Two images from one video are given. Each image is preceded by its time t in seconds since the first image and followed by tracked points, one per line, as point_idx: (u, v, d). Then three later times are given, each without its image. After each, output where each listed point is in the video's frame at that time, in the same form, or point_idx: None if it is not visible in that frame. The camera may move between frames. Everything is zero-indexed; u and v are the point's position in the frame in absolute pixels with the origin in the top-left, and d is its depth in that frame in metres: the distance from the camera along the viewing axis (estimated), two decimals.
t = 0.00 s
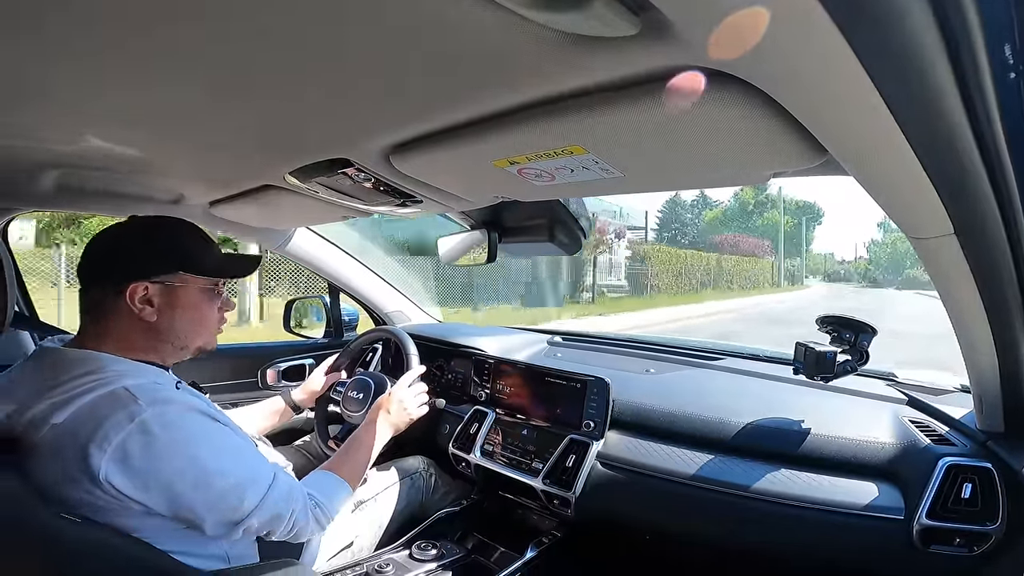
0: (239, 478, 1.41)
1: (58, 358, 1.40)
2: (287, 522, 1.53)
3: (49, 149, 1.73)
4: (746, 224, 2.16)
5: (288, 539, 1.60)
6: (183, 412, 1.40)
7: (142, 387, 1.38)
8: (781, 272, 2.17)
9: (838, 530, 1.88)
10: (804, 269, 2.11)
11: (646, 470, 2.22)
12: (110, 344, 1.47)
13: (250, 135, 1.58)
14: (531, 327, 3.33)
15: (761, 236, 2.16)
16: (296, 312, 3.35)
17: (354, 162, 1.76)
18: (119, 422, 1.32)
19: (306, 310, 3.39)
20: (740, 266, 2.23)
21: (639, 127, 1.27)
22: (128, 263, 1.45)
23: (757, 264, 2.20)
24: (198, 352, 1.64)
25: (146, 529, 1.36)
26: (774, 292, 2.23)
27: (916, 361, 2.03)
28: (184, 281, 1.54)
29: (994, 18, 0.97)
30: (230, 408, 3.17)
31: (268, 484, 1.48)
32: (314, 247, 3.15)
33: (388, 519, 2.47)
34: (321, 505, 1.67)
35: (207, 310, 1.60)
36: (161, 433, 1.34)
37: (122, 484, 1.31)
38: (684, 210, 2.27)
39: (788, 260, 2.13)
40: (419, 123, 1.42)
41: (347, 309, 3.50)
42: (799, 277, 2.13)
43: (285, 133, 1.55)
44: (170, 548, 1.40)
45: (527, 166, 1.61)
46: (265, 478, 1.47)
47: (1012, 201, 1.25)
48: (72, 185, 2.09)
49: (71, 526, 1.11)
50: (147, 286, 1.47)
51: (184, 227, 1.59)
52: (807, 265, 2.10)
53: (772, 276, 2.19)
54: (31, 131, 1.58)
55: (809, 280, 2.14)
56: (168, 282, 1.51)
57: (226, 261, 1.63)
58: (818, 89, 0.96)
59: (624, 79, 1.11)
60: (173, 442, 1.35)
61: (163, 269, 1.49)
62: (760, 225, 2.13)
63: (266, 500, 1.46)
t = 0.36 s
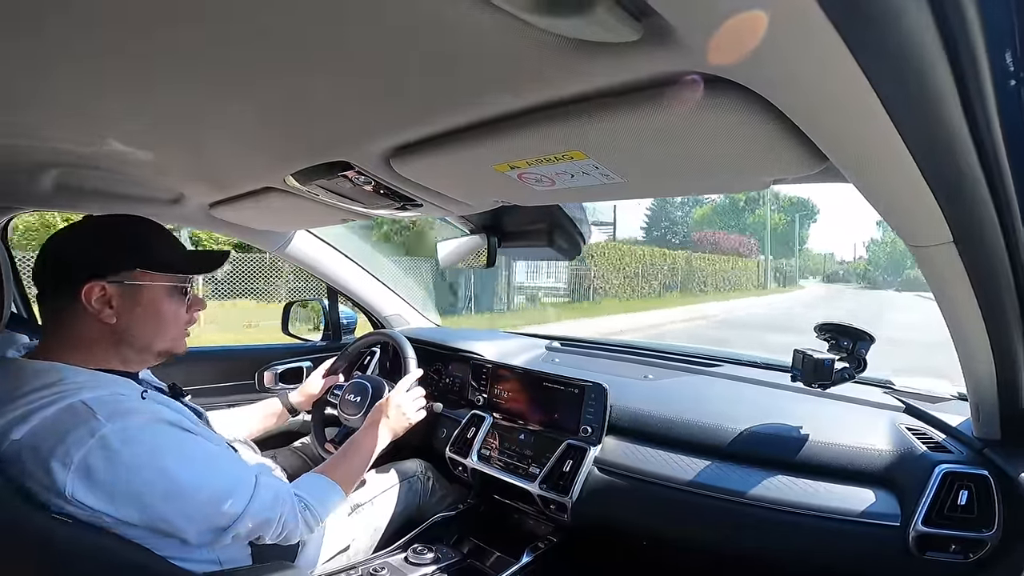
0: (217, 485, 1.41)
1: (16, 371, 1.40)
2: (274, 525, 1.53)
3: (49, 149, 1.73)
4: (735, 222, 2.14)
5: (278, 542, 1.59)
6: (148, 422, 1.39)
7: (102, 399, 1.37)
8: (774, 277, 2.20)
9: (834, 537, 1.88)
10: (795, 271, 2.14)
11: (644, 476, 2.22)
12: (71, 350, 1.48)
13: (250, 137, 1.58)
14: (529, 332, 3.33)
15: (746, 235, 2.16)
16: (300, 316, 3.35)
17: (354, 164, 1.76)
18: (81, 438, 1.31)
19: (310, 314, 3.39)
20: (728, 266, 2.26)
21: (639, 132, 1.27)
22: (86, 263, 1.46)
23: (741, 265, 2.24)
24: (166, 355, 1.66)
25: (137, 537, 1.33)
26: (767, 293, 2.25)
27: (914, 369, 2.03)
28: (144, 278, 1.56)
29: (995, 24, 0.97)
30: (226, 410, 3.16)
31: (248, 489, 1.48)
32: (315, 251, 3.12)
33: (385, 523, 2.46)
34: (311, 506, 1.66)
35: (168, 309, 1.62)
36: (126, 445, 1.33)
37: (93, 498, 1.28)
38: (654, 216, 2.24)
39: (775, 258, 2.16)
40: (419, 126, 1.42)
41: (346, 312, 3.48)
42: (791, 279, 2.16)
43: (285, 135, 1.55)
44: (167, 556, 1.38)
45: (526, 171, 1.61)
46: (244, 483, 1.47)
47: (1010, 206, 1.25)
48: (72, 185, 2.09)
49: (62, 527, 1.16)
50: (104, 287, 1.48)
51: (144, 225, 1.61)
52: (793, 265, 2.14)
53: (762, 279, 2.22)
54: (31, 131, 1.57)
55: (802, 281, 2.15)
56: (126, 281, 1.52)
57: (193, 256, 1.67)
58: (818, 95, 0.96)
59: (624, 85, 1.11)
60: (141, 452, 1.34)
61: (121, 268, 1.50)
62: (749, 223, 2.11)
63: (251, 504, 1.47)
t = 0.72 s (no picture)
0: (216, 482, 1.39)
1: (23, 363, 1.43)
2: (276, 522, 1.51)
3: (50, 146, 1.73)
4: (725, 221, 2.16)
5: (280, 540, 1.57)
6: (153, 416, 1.39)
7: (109, 393, 1.37)
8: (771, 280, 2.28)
9: (832, 537, 1.88)
10: (787, 272, 2.21)
11: (643, 476, 2.22)
12: (82, 348, 1.48)
13: (251, 134, 1.57)
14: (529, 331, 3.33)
15: (729, 232, 2.18)
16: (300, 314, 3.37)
17: (355, 163, 1.76)
18: (86, 431, 1.31)
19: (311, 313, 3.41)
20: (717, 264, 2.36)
21: (640, 132, 1.27)
22: (91, 258, 1.46)
23: (723, 265, 2.36)
24: (175, 349, 1.66)
25: (139, 533, 1.32)
26: (760, 295, 2.33)
27: (913, 370, 2.03)
28: (150, 272, 1.55)
29: (999, 26, 0.97)
30: (226, 408, 3.16)
31: (248, 487, 1.45)
32: (314, 247, 3.14)
33: (384, 520, 2.46)
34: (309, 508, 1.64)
35: (177, 302, 1.62)
36: (130, 438, 1.33)
37: (97, 492, 1.28)
38: (640, 218, 2.32)
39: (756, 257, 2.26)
40: (421, 125, 1.42)
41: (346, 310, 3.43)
42: (785, 277, 2.23)
43: (287, 133, 1.55)
44: (164, 552, 1.36)
45: (527, 170, 1.61)
46: (244, 480, 1.45)
47: (1011, 206, 1.25)
48: (73, 182, 2.09)
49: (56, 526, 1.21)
50: (115, 281, 1.48)
51: (145, 222, 1.61)
52: (784, 265, 2.22)
53: (752, 279, 2.33)
54: (32, 127, 1.57)
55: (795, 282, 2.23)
56: (135, 275, 1.52)
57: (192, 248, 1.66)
58: (820, 95, 0.96)
59: (626, 84, 1.11)
60: (144, 446, 1.33)
61: (127, 263, 1.50)
62: (740, 222, 2.11)
63: (252, 500, 1.44)
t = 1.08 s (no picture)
0: (197, 481, 1.37)
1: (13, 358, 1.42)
2: (259, 523, 1.47)
3: (49, 141, 1.73)
4: (716, 217, 2.22)
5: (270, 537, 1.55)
6: (139, 411, 1.37)
7: (95, 387, 1.35)
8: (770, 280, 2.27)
9: (828, 538, 1.88)
10: (789, 271, 2.20)
11: (640, 475, 2.22)
12: (86, 341, 1.48)
13: (251, 130, 1.57)
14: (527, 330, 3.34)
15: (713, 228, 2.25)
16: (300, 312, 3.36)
17: (355, 159, 1.76)
18: (69, 425, 1.29)
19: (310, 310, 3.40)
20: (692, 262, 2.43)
21: (640, 131, 1.27)
22: (106, 250, 1.47)
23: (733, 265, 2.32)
24: (177, 347, 1.66)
25: (122, 527, 1.33)
26: (768, 295, 2.29)
27: (909, 372, 2.03)
28: (161, 269, 1.56)
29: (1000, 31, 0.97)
30: (223, 404, 3.16)
31: (229, 487, 1.42)
32: (314, 246, 3.10)
33: (381, 518, 2.44)
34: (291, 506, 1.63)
35: (183, 301, 1.62)
36: (113, 433, 1.31)
37: (79, 486, 1.28)
38: (624, 216, 2.39)
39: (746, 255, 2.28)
40: (421, 122, 1.42)
41: (345, 307, 3.47)
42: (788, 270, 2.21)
43: (287, 130, 1.55)
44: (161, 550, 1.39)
45: (527, 168, 1.61)
46: (226, 480, 1.42)
47: (1009, 208, 1.25)
48: (72, 177, 2.08)
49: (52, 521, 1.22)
50: (128, 274, 1.50)
51: (158, 221, 1.61)
52: (784, 263, 2.21)
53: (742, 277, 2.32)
54: (32, 121, 1.57)
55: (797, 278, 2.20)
56: (148, 272, 1.53)
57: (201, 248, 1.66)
58: (820, 95, 0.96)
59: (626, 83, 1.11)
60: (127, 442, 1.31)
61: (142, 258, 1.51)
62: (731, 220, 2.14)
63: (231, 500, 1.41)
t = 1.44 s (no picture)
0: (210, 481, 1.37)
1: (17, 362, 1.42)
2: (273, 521, 1.47)
3: (46, 142, 1.72)
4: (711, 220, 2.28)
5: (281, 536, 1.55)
6: (150, 413, 1.38)
7: (105, 392, 1.36)
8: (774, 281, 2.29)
9: (828, 537, 1.88)
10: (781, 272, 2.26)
11: (639, 475, 2.22)
12: (80, 343, 1.48)
13: (249, 130, 1.57)
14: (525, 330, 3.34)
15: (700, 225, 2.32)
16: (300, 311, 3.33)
17: (353, 160, 1.75)
18: (81, 430, 1.30)
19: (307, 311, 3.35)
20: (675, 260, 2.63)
21: (638, 131, 1.27)
22: (94, 250, 1.46)
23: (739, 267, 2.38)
24: (173, 343, 1.66)
25: (133, 531, 1.34)
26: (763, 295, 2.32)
27: (908, 371, 2.04)
28: (150, 268, 1.55)
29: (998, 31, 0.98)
30: (221, 405, 3.15)
31: (243, 487, 1.42)
32: (310, 245, 3.07)
33: (380, 518, 2.45)
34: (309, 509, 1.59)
35: (176, 298, 1.62)
36: (126, 437, 1.32)
37: (93, 490, 1.28)
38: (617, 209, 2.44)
39: (733, 254, 2.38)
40: (419, 122, 1.42)
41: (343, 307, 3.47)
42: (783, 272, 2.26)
43: (285, 130, 1.54)
44: (157, 549, 1.38)
45: (526, 168, 1.61)
46: (239, 479, 1.42)
47: (1006, 207, 1.25)
48: (69, 177, 2.08)
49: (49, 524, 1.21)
50: (116, 278, 1.49)
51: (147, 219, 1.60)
52: (781, 263, 2.25)
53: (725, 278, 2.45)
54: (29, 121, 1.56)
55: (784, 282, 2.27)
56: (137, 271, 1.53)
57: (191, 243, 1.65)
58: (818, 95, 0.96)
59: (625, 82, 1.10)
60: (139, 445, 1.32)
61: (130, 257, 1.51)
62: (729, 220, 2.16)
63: (246, 499, 1.41)
